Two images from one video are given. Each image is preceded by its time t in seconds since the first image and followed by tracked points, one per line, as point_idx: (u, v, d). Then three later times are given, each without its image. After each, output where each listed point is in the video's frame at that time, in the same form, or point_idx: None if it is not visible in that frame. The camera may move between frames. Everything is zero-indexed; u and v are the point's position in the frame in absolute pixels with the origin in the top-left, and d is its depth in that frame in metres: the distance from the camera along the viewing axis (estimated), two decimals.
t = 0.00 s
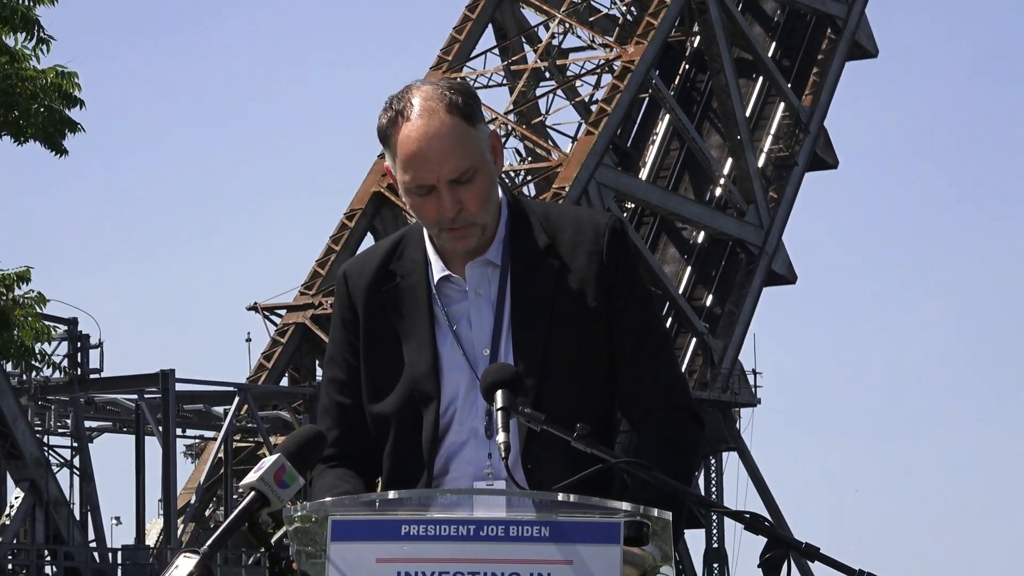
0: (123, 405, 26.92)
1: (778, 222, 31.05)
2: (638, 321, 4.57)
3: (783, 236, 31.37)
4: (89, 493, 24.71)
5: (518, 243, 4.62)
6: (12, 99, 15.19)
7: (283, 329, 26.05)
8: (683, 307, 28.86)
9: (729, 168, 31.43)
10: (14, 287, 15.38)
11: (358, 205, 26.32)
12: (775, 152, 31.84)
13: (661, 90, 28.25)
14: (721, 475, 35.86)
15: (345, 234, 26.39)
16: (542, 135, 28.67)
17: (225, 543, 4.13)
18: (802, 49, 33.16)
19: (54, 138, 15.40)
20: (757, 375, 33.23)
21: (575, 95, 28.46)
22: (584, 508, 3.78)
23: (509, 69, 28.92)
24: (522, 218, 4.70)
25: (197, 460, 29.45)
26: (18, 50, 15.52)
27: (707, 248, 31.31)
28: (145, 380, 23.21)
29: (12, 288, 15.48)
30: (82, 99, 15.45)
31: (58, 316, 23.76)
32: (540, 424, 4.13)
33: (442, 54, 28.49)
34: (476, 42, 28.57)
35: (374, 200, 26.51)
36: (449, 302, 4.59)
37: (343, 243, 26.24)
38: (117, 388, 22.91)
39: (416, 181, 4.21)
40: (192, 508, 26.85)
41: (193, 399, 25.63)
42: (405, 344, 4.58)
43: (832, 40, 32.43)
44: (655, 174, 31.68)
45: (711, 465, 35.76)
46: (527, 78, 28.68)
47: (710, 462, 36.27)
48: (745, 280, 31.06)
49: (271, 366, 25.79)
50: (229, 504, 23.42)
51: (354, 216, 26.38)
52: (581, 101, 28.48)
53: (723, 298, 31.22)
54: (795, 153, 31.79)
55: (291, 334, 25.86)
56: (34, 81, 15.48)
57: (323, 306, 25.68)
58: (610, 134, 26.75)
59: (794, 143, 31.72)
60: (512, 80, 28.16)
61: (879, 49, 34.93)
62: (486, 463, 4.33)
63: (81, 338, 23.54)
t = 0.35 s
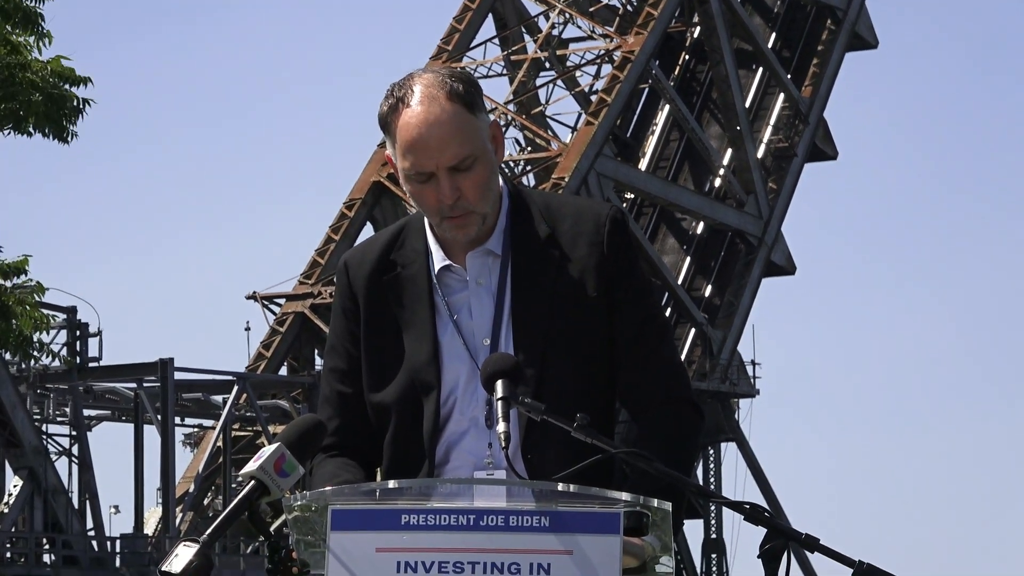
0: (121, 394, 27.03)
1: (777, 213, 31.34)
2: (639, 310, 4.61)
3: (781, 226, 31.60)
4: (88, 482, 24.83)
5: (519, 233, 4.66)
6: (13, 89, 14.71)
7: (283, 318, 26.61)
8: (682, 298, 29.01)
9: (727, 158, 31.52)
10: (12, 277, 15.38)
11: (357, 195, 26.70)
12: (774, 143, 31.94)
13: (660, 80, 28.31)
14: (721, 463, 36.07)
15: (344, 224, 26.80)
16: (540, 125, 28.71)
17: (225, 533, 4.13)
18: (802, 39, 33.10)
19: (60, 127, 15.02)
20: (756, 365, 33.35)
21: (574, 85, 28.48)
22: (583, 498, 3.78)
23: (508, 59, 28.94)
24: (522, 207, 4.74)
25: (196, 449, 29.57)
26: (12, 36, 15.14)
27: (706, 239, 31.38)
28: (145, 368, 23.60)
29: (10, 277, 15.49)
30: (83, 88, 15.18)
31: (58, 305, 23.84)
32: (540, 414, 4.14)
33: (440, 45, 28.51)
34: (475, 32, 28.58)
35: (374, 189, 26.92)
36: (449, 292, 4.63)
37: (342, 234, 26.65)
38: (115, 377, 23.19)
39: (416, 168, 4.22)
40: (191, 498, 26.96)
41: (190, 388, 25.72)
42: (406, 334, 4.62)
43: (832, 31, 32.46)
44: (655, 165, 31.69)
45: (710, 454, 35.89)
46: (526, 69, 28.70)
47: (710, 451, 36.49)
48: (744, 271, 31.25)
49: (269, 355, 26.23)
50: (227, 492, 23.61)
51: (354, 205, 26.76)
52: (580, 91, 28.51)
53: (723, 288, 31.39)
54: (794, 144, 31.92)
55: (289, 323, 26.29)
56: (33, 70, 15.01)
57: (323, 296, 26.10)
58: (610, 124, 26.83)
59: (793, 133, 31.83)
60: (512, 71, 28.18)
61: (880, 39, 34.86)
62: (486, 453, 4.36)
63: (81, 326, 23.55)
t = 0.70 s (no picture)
0: (120, 385, 27.26)
1: (777, 204, 31.74)
2: (640, 303, 4.61)
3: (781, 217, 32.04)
4: (88, 472, 25.09)
5: (520, 225, 4.67)
6: (12, 82, 14.32)
7: (282, 309, 27.33)
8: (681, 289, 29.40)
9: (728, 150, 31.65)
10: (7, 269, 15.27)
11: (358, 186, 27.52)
12: (774, 135, 32.34)
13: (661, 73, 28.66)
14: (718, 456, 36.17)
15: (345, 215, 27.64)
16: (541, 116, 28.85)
17: (224, 524, 4.13)
18: (802, 31, 33.22)
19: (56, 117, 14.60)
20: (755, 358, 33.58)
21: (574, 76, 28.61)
22: (583, 490, 3.78)
23: (509, 50, 29.05)
24: (522, 198, 4.75)
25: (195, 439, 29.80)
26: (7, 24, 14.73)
27: (706, 230, 31.75)
28: (144, 359, 24.14)
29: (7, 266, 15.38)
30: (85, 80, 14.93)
31: (57, 296, 24.05)
32: (540, 405, 4.15)
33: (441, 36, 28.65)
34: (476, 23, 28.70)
35: (373, 180, 27.69)
36: (450, 284, 4.64)
37: (343, 226, 27.53)
38: (114, 368, 23.88)
39: (415, 160, 4.22)
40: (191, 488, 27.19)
41: (189, 379, 25.92)
42: (407, 327, 4.63)
43: (832, 23, 32.67)
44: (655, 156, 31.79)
45: (709, 446, 36.06)
46: (527, 60, 28.81)
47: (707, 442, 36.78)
48: (744, 263, 31.83)
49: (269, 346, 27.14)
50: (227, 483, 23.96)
51: (354, 196, 27.57)
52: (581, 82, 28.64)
53: (722, 278, 31.88)
54: (794, 136, 32.33)
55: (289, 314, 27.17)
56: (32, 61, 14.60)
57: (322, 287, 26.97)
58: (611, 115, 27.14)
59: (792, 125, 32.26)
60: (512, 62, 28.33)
61: (880, 32, 34.95)
62: (486, 446, 4.38)
63: (80, 317, 23.56)
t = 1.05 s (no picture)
0: (136, 374, 27.79)
1: (793, 195, 31.99)
2: (655, 294, 4.61)
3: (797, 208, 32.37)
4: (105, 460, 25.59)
5: (537, 217, 4.67)
6: (27, 70, 14.31)
7: (297, 299, 28.51)
8: (697, 280, 29.63)
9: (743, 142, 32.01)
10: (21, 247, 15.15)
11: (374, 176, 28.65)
12: (791, 127, 32.67)
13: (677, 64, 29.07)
14: (733, 448, 36.46)
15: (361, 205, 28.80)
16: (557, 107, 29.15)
17: (240, 515, 4.13)
18: (818, 23, 33.49)
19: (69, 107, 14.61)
20: (771, 350, 33.93)
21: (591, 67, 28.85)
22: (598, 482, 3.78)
23: (526, 41, 29.32)
24: (537, 189, 4.75)
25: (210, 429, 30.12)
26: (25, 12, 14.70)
27: (722, 221, 32.06)
28: (158, 349, 24.66)
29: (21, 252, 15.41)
30: (101, 70, 14.95)
31: (73, 286, 24.39)
32: (556, 397, 4.14)
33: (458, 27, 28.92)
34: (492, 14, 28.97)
35: (389, 170, 28.77)
36: (465, 275, 4.65)
37: (359, 216, 28.69)
38: (131, 357, 24.67)
39: (444, 135, 4.26)
40: (207, 478, 27.49)
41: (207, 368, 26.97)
42: (423, 318, 4.63)
43: (848, 16, 32.96)
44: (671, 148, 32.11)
45: (724, 439, 36.39)
46: (543, 51, 29.05)
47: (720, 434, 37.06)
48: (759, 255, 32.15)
49: (285, 334, 28.35)
50: (242, 472, 24.59)
51: (369, 186, 28.67)
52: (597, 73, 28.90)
53: (737, 269, 32.18)
54: (811, 129, 32.64)
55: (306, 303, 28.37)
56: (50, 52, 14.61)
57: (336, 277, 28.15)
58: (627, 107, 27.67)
59: (809, 117, 32.58)
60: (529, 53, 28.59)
61: (896, 26, 35.17)
62: (501, 437, 4.39)
63: (96, 306, 23.65)
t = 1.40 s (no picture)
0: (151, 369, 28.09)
1: (808, 190, 32.68)
2: (671, 291, 4.61)
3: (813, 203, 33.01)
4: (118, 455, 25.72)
5: (552, 213, 4.68)
6: (44, 65, 14.29)
7: (313, 294, 30.11)
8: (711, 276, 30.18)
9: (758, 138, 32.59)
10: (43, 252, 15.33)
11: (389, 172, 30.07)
12: (806, 122, 33.35)
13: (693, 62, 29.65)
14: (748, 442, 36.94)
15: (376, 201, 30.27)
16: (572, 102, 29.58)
17: (255, 511, 4.11)
18: (835, 16, 34.20)
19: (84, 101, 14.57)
20: (785, 344, 34.46)
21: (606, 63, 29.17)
22: (614, 477, 3.78)
23: (541, 37, 29.76)
24: (551, 185, 4.76)
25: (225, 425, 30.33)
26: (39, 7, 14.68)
27: (737, 217, 32.70)
28: (173, 344, 24.89)
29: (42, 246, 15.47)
30: (117, 65, 14.93)
31: (90, 281, 24.46)
32: (570, 392, 4.14)
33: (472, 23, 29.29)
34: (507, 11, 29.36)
35: (404, 167, 30.12)
36: (479, 271, 4.65)
37: (374, 212, 30.18)
38: (146, 352, 24.94)
39: (464, 127, 4.28)
40: (221, 474, 27.69)
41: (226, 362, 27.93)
42: (437, 314, 4.64)
43: (864, 11, 33.59)
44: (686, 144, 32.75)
45: (739, 433, 36.86)
46: (557, 47, 29.41)
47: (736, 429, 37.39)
48: (775, 248, 32.82)
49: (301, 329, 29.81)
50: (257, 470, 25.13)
51: (384, 182, 30.08)
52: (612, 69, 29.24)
53: (754, 265, 32.91)
54: (825, 123, 33.36)
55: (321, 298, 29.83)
56: (66, 45, 14.60)
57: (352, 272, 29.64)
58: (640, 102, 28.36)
59: (824, 113, 33.21)
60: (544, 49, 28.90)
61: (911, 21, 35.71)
62: (516, 433, 4.39)
63: (110, 301, 23.70)
